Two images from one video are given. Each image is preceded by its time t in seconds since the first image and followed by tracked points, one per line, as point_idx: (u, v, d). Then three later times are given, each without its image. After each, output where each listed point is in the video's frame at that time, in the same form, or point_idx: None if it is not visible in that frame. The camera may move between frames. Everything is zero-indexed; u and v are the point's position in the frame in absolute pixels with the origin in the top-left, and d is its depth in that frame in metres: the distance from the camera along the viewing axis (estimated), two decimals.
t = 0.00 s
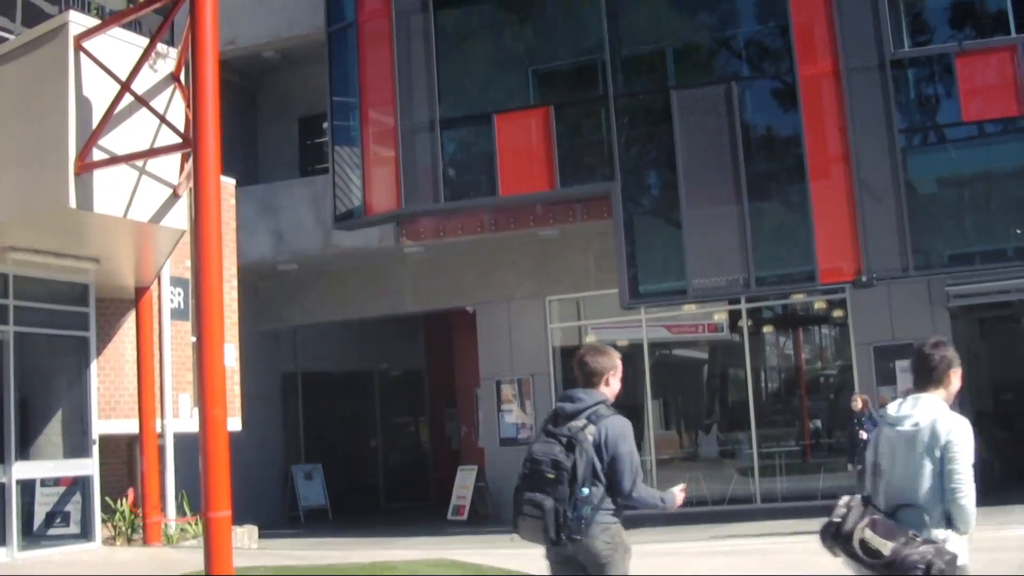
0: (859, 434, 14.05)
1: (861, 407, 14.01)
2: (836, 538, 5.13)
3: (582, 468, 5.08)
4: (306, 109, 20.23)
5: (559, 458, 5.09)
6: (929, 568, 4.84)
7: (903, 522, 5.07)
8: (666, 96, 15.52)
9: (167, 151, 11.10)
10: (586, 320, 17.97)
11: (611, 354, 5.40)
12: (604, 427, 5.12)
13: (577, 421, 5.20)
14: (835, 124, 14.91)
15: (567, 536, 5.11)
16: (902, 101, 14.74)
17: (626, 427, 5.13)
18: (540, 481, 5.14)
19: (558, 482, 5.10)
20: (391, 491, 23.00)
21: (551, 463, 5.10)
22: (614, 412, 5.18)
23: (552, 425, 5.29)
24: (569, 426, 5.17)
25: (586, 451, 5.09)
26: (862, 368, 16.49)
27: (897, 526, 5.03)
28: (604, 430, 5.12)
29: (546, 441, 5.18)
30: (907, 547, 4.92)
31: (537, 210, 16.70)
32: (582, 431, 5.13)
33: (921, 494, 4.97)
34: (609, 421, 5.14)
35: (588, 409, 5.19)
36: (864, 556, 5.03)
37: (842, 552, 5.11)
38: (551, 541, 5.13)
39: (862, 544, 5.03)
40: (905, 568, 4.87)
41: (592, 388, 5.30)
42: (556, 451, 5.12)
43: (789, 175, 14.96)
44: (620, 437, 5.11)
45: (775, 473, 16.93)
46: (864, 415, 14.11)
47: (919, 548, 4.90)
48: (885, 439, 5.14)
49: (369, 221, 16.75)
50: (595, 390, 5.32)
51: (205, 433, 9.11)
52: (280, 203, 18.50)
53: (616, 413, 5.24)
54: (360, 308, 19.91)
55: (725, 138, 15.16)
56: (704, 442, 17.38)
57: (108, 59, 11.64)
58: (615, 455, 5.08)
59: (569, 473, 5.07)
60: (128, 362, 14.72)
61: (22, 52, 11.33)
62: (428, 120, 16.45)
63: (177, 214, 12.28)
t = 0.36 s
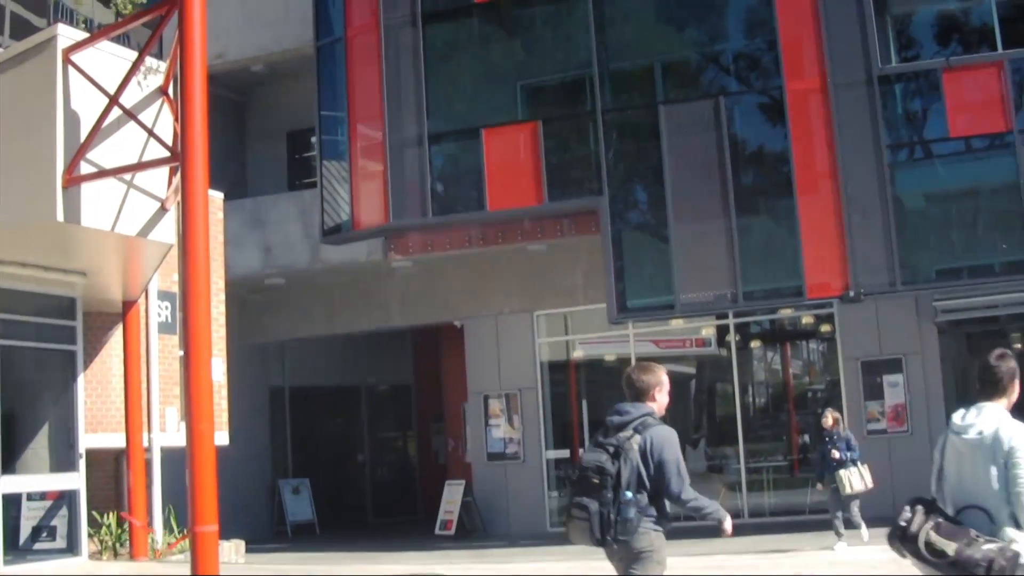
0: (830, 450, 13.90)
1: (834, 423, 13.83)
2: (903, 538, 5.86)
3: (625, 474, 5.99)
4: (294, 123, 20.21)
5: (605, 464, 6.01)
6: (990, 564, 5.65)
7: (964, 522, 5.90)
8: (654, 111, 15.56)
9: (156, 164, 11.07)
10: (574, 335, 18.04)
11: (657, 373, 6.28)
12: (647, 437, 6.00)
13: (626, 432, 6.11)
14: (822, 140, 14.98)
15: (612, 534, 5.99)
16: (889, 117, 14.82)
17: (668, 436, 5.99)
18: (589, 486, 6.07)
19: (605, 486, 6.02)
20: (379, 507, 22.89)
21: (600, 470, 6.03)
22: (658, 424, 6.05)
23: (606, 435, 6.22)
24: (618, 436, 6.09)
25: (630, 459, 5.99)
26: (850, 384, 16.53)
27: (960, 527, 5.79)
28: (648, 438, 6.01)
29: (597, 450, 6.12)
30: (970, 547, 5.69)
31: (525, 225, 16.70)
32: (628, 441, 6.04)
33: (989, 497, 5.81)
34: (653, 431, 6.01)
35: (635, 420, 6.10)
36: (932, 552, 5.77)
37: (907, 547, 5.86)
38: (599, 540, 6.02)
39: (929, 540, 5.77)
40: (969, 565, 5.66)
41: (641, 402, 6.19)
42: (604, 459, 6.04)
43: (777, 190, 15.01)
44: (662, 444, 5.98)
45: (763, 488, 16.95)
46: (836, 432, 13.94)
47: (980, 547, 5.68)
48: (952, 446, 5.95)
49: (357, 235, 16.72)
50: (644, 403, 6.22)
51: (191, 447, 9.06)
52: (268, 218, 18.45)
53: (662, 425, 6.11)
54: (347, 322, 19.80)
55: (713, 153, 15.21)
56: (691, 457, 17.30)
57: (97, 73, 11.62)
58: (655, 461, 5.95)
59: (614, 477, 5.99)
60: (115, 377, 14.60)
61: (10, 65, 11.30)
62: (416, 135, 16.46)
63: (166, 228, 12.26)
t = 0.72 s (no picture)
0: (805, 465, 13.85)
1: (807, 439, 13.79)
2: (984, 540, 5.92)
3: (667, 474, 5.91)
4: (283, 137, 20.20)
5: (647, 463, 5.96)
6: None
7: None
8: (643, 125, 15.61)
9: (145, 178, 11.05)
10: (562, 349, 18.02)
11: (703, 379, 6.21)
12: (688, 438, 5.93)
13: (670, 435, 6.05)
14: (811, 155, 15.07)
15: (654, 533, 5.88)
16: (877, 132, 14.89)
17: (709, 438, 5.90)
18: (632, 484, 6.01)
19: (648, 485, 5.95)
20: (366, 521, 22.83)
21: (643, 469, 5.98)
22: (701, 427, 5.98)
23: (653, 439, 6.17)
24: (662, 439, 6.05)
25: (670, 458, 5.93)
26: (838, 401, 16.51)
27: None
28: (688, 441, 5.94)
29: (642, 452, 6.08)
30: None
31: (513, 240, 16.70)
32: (671, 443, 5.99)
33: None
34: (693, 433, 5.94)
35: (679, 425, 6.05)
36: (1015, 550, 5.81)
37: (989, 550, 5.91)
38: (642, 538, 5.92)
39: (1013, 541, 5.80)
40: None
41: (687, 408, 6.14)
42: (648, 459, 5.99)
43: (765, 204, 15.07)
44: (701, 445, 5.88)
45: (750, 502, 16.94)
46: (811, 448, 13.88)
47: None
48: (1008, 445, 5.97)
49: (345, 249, 16.67)
50: (689, 409, 6.15)
51: (179, 461, 9.01)
52: (256, 232, 18.40)
53: (706, 429, 6.01)
54: (336, 337, 19.72)
55: (702, 168, 15.26)
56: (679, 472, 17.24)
57: (86, 86, 11.61)
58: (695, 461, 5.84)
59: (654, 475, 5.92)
60: (102, 391, 14.55)
61: None
62: (405, 148, 16.42)
63: (154, 241, 12.22)
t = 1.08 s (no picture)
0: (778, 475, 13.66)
1: (779, 451, 13.82)
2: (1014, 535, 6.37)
3: (713, 489, 6.56)
4: (269, 149, 20.18)
5: (694, 481, 6.65)
6: None
7: None
8: (629, 138, 15.68)
9: (131, 189, 11.00)
10: (548, 362, 18.00)
11: (746, 396, 6.79)
12: (733, 454, 6.53)
13: (717, 451, 6.68)
14: (796, 169, 15.19)
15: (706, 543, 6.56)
16: (862, 146, 15.02)
17: (753, 455, 6.49)
18: (681, 500, 6.70)
19: (695, 501, 6.63)
20: (351, 533, 22.74)
21: (691, 485, 6.67)
22: (745, 444, 6.57)
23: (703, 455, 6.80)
24: (709, 455, 6.69)
25: (716, 475, 6.58)
26: (824, 413, 16.51)
27: None
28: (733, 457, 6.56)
29: (690, 469, 6.76)
30: None
31: (499, 252, 16.62)
32: (717, 460, 6.63)
33: None
34: (737, 450, 6.55)
35: (725, 441, 6.64)
36: None
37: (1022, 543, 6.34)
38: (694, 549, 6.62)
39: None
40: None
41: (733, 425, 6.74)
42: (696, 476, 6.66)
43: (751, 218, 15.18)
44: (746, 460, 6.49)
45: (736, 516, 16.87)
46: (783, 459, 13.91)
47: None
48: None
49: (331, 262, 16.62)
50: (736, 426, 6.74)
51: (164, 474, 8.96)
52: (242, 243, 18.28)
53: (752, 445, 6.60)
54: (322, 349, 19.60)
55: (687, 181, 15.36)
56: (665, 484, 17.23)
57: (72, 97, 11.59)
58: (740, 476, 6.49)
59: (702, 491, 6.57)
60: (87, 404, 14.42)
61: None
62: (392, 161, 16.40)
63: (140, 252, 12.18)
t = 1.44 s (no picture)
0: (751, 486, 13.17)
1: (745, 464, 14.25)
2: None
3: (759, 503, 6.61)
4: (256, 159, 20.15)
5: (739, 494, 6.63)
6: None
7: None
8: (616, 149, 15.73)
9: (117, 200, 10.92)
10: (534, 373, 17.99)
11: (780, 413, 6.81)
12: (777, 468, 6.60)
13: (757, 465, 6.72)
14: (782, 181, 15.28)
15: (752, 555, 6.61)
16: (848, 158, 15.12)
17: (795, 468, 6.60)
18: (726, 513, 6.67)
19: (741, 515, 6.61)
20: (337, 544, 22.61)
21: (735, 498, 6.67)
22: (786, 457, 6.65)
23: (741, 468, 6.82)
24: (750, 469, 6.73)
25: (759, 487, 6.63)
26: (809, 423, 16.53)
27: None
28: (777, 471, 6.62)
29: (732, 483, 6.75)
30: None
31: (485, 263, 16.61)
32: (759, 474, 6.67)
33: None
34: (780, 464, 6.62)
35: (765, 455, 6.70)
36: None
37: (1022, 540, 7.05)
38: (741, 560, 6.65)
39: None
40: None
41: (770, 438, 6.79)
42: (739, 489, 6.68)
43: (737, 229, 15.26)
44: (790, 475, 6.59)
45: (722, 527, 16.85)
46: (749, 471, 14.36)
47: None
48: None
49: (318, 272, 16.56)
50: (773, 440, 6.81)
51: (148, 486, 8.90)
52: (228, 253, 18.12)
53: (791, 458, 6.70)
54: (308, 359, 19.31)
55: (674, 192, 15.42)
56: (651, 495, 17.22)
57: (58, 107, 11.58)
58: (784, 489, 6.57)
59: (749, 505, 6.60)
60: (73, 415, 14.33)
61: None
62: (378, 172, 16.38)
63: (125, 262, 12.13)
